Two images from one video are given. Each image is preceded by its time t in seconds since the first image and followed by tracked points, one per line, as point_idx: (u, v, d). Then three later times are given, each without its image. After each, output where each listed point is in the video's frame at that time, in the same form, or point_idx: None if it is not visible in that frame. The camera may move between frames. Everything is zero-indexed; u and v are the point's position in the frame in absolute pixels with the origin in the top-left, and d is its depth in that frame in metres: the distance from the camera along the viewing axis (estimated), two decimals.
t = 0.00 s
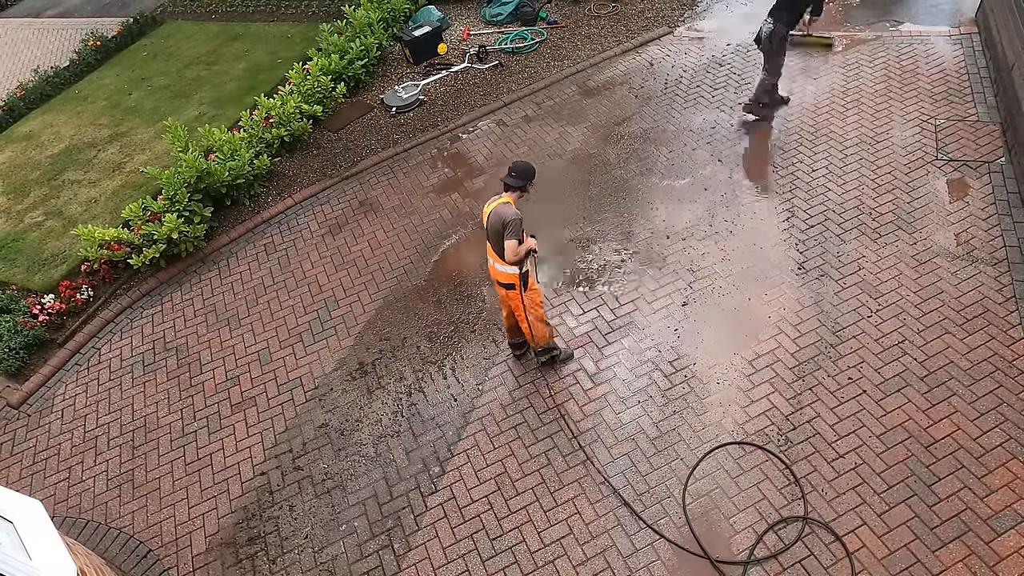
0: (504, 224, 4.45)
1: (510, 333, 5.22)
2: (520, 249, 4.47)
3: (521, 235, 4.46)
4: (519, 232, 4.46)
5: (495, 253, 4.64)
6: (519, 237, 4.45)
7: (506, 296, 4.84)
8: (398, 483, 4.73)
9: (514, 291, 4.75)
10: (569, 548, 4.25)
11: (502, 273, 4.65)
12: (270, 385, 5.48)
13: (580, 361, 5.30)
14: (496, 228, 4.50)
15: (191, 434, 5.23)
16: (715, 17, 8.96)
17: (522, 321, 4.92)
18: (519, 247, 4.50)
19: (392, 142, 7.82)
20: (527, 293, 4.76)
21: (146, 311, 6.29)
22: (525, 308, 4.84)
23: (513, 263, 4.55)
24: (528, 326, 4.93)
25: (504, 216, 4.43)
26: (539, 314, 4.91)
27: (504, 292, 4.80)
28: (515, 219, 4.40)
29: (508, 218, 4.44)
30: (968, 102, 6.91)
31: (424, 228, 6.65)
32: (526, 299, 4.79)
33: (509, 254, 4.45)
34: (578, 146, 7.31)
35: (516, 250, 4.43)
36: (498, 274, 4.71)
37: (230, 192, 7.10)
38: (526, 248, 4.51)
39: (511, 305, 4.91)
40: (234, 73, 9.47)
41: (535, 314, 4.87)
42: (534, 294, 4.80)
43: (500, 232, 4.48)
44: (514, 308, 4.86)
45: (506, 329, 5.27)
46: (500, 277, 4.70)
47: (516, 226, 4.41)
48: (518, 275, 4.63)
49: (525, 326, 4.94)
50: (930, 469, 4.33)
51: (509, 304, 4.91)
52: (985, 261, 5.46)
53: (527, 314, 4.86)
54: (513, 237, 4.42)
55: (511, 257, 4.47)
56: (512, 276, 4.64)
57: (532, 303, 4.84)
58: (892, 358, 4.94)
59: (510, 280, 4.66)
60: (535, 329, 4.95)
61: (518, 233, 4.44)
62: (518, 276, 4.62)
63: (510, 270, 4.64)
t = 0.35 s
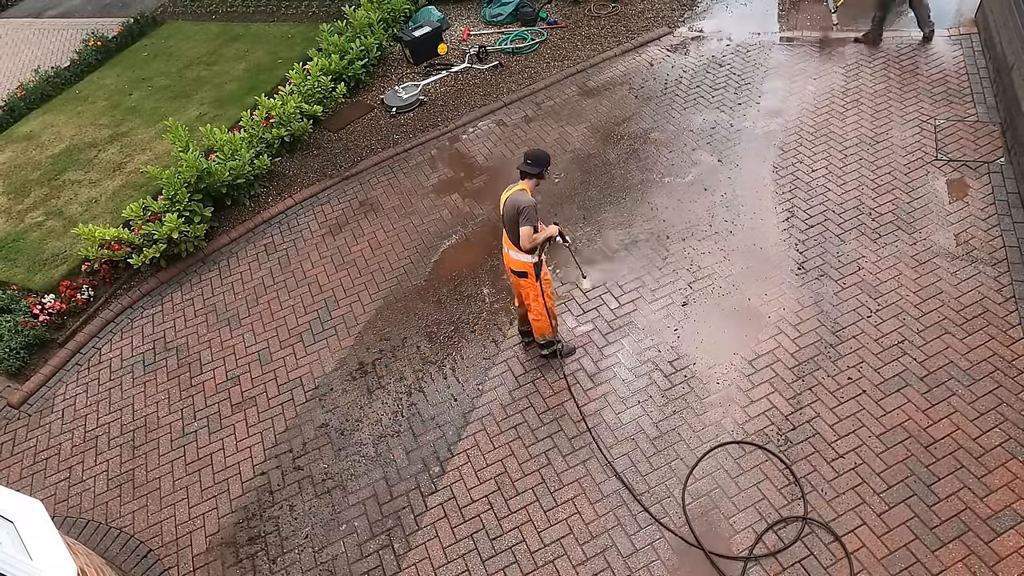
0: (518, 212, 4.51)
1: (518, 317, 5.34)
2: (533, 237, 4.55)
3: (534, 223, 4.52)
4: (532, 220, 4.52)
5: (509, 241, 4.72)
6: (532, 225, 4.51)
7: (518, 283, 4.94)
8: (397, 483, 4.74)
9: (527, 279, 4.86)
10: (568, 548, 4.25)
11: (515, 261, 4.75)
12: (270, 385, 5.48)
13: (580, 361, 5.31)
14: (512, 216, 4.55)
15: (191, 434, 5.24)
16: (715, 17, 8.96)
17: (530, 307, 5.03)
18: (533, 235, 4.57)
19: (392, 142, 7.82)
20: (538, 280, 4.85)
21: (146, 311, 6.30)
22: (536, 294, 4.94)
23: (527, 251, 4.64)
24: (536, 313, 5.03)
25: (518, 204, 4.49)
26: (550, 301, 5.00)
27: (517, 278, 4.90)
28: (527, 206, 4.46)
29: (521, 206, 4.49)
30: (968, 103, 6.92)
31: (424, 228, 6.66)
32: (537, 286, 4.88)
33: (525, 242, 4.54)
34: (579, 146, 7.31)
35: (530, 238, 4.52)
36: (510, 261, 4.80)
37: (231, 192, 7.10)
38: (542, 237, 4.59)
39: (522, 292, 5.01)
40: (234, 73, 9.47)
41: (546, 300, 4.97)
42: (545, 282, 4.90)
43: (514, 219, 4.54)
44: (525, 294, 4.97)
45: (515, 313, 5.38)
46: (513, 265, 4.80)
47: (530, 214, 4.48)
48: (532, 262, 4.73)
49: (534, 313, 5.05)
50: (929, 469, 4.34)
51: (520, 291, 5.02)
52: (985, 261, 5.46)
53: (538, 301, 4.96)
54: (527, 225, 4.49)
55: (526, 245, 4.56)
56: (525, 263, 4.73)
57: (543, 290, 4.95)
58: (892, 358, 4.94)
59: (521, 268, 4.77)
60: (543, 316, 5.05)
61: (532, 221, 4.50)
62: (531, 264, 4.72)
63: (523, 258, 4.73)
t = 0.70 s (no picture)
0: (523, 197, 4.65)
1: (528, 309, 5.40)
2: (539, 221, 4.67)
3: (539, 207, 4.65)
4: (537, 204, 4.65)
5: (516, 228, 4.85)
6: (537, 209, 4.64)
7: (527, 271, 5.03)
8: (398, 483, 4.74)
9: (536, 265, 4.93)
10: (568, 548, 4.26)
11: (523, 246, 4.85)
12: (271, 385, 5.48)
13: (580, 360, 5.31)
14: (518, 201, 4.70)
15: (192, 434, 5.24)
16: (715, 18, 8.97)
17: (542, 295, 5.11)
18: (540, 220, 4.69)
19: (392, 142, 7.83)
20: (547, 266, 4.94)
21: (146, 311, 6.30)
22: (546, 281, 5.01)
23: (535, 234, 4.75)
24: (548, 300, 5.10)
25: (523, 189, 4.65)
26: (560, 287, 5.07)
27: (525, 266, 4.98)
28: (532, 190, 4.61)
29: (526, 191, 4.64)
30: (967, 103, 6.92)
31: (425, 228, 6.66)
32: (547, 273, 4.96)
33: (531, 226, 4.66)
34: (579, 146, 7.31)
35: (537, 221, 4.64)
36: (518, 248, 4.91)
37: (231, 192, 7.10)
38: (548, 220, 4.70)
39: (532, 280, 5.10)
40: (234, 73, 9.48)
41: (557, 285, 5.05)
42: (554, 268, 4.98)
43: (521, 204, 4.68)
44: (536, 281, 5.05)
45: (522, 308, 5.43)
46: (521, 252, 4.90)
47: (534, 198, 4.61)
48: (540, 247, 4.83)
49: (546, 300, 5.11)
50: (929, 469, 4.34)
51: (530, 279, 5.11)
52: (984, 261, 5.47)
53: (548, 288, 5.03)
54: (534, 208, 4.62)
55: (533, 229, 4.67)
56: (534, 248, 4.83)
57: (554, 276, 5.02)
58: (891, 358, 4.95)
59: (530, 254, 4.86)
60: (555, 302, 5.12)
61: (538, 205, 4.64)
62: (539, 248, 4.82)
63: (531, 244, 4.84)
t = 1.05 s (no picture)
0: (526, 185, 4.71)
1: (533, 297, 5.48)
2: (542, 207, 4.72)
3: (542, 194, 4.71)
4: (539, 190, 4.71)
5: (520, 215, 4.90)
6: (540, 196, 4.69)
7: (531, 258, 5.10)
8: (398, 483, 4.74)
9: (539, 252, 5.00)
10: (568, 548, 4.26)
11: (526, 233, 4.92)
12: (271, 385, 5.49)
13: (580, 360, 5.31)
14: (520, 189, 4.75)
15: (192, 434, 5.25)
16: (714, 18, 8.97)
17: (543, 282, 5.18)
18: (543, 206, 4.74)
19: (392, 142, 7.83)
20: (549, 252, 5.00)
21: (147, 311, 6.31)
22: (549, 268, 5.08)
23: (539, 220, 4.82)
24: (550, 287, 5.17)
25: (525, 176, 4.70)
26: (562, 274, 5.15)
27: (528, 253, 5.05)
28: (535, 177, 4.66)
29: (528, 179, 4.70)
30: (967, 103, 6.93)
31: (425, 228, 6.67)
32: (549, 260, 5.03)
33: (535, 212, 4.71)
34: (579, 146, 7.32)
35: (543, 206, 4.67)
36: (522, 235, 4.97)
37: (231, 192, 7.11)
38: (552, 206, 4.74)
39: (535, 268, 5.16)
40: (234, 73, 9.48)
41: (558, 273, 5.12)
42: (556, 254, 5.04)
43: (523, 191, 4.73)
44: (538, 269, 5.11)
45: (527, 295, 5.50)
46: (524, 239, 4.96)
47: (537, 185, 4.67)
48: (542, 233, 4.89)
49: (548, 287, 5.18)
50: (929, 468, 4.34)
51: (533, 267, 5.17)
52: (984, 261, 5.47)
53: (551, 275, 5.10)
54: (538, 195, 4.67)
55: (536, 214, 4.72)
56: (537, 235, 4.90)
57: (555, 264, 5.08)
58: (891, 357, 4.96)
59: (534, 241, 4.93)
60: (556, 290, 5.19)
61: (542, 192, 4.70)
62: (542, 234, 4.88)
63: (534, 230, 4.90)
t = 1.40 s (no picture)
0: (545, 181, 4.80)
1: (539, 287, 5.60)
2: (557, 205, 4.83)
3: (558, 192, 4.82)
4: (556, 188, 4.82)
5: (535, 210, 4.99)
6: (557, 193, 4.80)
7: (543, 251, 5.21)
8: (398, 483, 4.75)
9: (552, 247, 5.12)
10: (568, 548, 4.26)
11: (542, 229, 5.00)
12: (271, 385, 5.49)
13: (580, 360, 5.32)
14: (538, 184, 4.84)
15: (192, 434, 5.25)
16: (714, 18, 8.98)
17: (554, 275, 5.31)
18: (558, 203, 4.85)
19: (393, 142, 7.84)
20: (562, 247, 5.13)
21: (147, 311, 6.31)
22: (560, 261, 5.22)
23: (553, 217, 4.91)
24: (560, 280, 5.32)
25: (545, 173, 4.79)
26: (572, 268, 5.30)
27: (542, 246, 5.15)
28: (553, 175, 4.76)
29: (547, 176, 4.79)
30: (966, 103, 6.94)
31: (424, 228, 6.67)
32: (561, 254, 5.17)
33: (549, 209, 4.80)
34: (578, 147, 7.32)
35: (554, 205, 4.78)
36: (536, 230, 5.06)
37: (232, 193, 7.11)
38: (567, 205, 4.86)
39: (546, 260, 5.28)
40: (235, 74, 9.49)
41: (568, 266, 5.27)
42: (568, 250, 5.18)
43: (541, 187, 4.82)
44: (550, 261, 5.24)
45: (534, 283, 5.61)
46: (539, 233, 5.05)
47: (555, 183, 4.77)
48: (558, 230, 4.99)
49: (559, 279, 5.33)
50: (928, 468, 4.35)
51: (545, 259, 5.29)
52: (983, 262, 5.48)
53: (562, 268, 5.25)
54: (553, 193, 4.77)
55: (550, 211, 4.81)
56: (552, 231, 4.99)
57: (566, 259, 5.24)
58: (891, 357, 4.96)
59: (548, 236, 5.02)
60: (565, 282, 5.35)
61: (558, 189, 4.80)
62: (558, 231, 4.99)
63: (549, 225, 5.00)
